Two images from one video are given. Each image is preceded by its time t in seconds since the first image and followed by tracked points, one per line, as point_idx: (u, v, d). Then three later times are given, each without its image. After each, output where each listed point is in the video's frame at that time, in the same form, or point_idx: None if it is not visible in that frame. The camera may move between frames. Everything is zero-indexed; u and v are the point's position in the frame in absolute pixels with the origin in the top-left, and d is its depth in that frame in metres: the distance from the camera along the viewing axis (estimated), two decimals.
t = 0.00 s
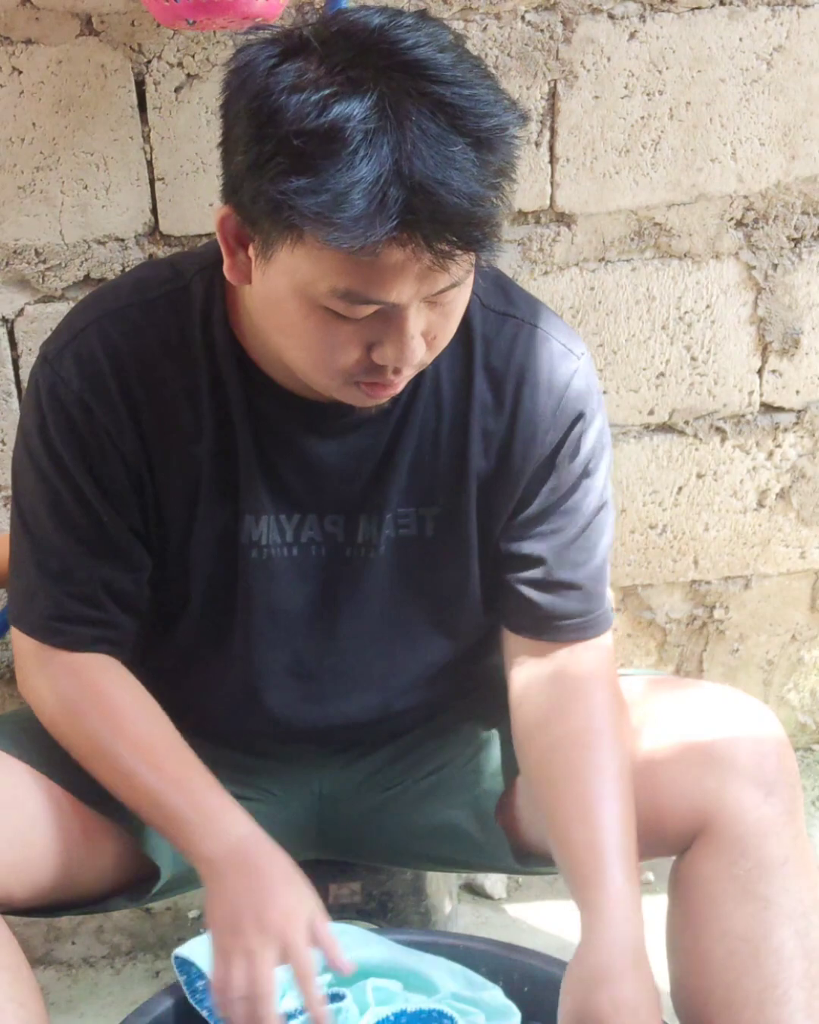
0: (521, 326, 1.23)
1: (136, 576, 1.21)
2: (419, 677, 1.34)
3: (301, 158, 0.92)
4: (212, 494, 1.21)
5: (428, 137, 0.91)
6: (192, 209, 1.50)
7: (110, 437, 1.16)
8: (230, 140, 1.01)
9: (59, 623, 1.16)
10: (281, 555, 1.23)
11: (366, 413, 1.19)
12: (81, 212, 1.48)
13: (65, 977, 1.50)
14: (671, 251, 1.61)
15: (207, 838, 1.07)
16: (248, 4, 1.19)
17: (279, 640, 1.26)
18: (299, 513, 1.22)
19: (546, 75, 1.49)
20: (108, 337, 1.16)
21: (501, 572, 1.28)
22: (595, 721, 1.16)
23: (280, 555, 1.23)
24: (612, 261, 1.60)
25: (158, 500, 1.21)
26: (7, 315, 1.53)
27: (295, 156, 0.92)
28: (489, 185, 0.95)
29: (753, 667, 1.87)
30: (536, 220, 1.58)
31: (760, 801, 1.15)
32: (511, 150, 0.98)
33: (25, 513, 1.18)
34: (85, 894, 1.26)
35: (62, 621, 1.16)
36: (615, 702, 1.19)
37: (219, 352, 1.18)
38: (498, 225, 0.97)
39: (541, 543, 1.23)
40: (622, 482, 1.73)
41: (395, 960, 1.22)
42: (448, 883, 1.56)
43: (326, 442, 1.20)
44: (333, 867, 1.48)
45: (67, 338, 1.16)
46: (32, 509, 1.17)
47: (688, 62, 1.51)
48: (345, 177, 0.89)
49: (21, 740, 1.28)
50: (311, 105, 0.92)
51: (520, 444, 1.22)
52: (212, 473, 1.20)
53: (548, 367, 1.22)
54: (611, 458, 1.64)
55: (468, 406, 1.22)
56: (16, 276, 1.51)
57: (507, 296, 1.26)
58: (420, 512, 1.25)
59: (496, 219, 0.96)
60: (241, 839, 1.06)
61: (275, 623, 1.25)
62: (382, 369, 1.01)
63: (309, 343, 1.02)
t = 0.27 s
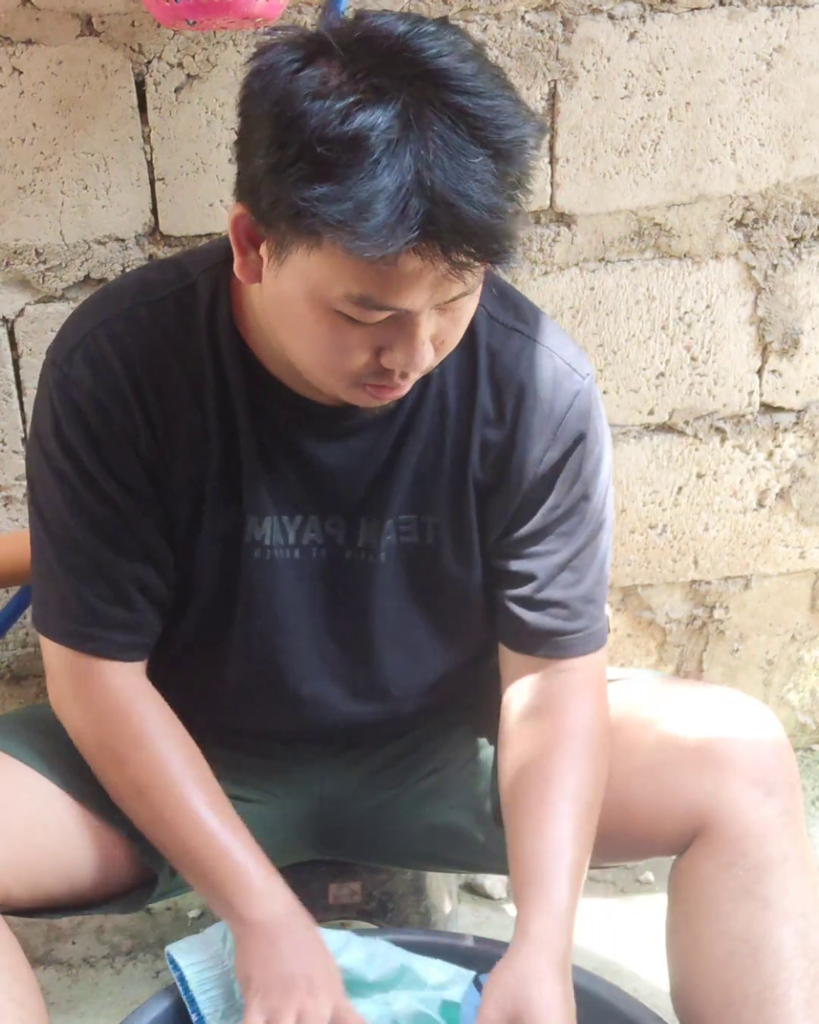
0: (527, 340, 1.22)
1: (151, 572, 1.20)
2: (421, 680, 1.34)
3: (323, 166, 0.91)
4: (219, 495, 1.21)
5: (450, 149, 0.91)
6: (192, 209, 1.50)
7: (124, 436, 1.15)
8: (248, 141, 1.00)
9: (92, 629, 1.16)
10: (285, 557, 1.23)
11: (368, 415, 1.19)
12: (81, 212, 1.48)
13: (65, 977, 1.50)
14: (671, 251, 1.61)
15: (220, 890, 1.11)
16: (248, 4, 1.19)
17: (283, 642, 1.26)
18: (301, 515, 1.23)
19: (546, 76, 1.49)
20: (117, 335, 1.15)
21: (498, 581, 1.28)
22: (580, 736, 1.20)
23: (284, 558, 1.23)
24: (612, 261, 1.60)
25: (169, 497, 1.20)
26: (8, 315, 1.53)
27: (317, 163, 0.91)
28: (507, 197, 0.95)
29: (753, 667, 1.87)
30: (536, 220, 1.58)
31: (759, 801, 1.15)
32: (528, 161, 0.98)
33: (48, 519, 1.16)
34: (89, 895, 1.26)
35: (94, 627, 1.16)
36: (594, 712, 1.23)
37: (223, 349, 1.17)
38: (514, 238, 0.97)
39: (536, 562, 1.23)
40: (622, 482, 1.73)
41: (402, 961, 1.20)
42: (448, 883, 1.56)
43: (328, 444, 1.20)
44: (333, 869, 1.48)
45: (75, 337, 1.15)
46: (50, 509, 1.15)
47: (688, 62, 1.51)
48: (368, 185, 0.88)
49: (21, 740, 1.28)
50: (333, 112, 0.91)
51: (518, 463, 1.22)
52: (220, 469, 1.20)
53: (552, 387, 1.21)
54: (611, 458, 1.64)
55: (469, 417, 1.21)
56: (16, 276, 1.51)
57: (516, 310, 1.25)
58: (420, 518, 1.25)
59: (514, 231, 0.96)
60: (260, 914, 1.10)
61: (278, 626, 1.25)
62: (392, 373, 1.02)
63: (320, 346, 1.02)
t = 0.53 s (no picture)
0: (528, 341, 1.22)
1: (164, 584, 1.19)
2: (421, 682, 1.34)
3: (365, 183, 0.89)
4: (225, 503, 1.20)
5: (492, 170, 0.90)
6: (192, 209, 1.50)
7: (133, 449, 1.13)
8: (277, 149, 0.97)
9: (97, 649, 1.13)
10: (291, 561, 1.23)
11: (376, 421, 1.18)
12: (81, 212, 1.48)
13: (64, 977, 1.50)
14: (671, 251, 1.61)
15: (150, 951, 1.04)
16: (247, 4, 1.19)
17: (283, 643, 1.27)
18: (308, 520, 1.22)
19: (546, 75, 1.49)
20: (122, 350, 1.12)
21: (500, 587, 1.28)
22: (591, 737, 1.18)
23: (289, 562, 1.23)
24: (612, 261, 1.60)
25: (177, 506, 1.19)
26: (7, 315, 1.53)
27: (360, 181, 0.89)
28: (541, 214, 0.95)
29: (753, 667, 1.87)
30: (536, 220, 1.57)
31: (757, 801, 1.15)
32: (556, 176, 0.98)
33: (54, 535, 1.13)
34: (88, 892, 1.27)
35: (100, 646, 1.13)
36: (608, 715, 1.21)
37: (228, 356, 1.15)
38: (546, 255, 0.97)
39: (541, 561, 1.24)
40: (622, 482, 1.73)
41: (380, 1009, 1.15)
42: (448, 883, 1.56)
43: (336, 449, 1.19)
44: (333, 869, 1.47)
45: (79, 352, 1.12)
46: (58, 528, 1.13)
47: (688, 62, 1.51)
48: (417, 207, 0.87)
49: (22, 741, 1.28)
50: (377, 128, 0.89)
51: (521, 464, 1.22)
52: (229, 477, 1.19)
53: (553, 389, 1.21)
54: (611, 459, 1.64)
55: (474, 421, 1.21)
56: (16, 276, 1.51)
57: (517, 312, 1.24)
58: (426, 521, 1.25)
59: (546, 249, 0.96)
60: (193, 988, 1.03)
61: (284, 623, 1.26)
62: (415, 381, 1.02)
63: (345, 358, 1.01)
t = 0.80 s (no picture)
0: (533, 332, 1.22)
1: (162, 588, 1.19)
2: (422, 680, 1.34)
3: (354, 176, 0.89)
4: (231, 505, 1.19)
5: (484, 172, 0.90)
6: (192, 209, 1.50)
7: (133, 453, 1.13)
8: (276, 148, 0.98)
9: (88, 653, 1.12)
10: (300, 563, 1.22)
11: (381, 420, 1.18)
12: (81, 212, 1.48)
13: (64, 977, 1.50)
14: (671, 251, 1.61)
15: (137, 966, 1.02)
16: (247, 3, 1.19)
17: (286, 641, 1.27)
18: (317, 521, 1.22)
19: (546, 75, 1.49)
20: (123, 354, 1.13)
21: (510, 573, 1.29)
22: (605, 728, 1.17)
23: (300, 564, 1.23)
24: (612, 261, 1.60)
25: (179, 510, 1.19)
26: (7, 315, 1.53)
27: (349, 175, 0.90)
28: (537, 220, 0.95)
29: (753, 667, 1.86)
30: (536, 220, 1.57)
31: (760, 801, 1.14)
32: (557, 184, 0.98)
33: (51, 540, 1.13)
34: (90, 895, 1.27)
35: (92, 650, 1.12)
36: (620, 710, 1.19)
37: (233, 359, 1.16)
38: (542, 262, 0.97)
39: (552, 549, 1.24)
40: (622, 482, 1.73)
41: None
42: (448, 884, 1.56)
43: (343, 449, 1.19)
44: (332, 869, 1.47)
45: (80, 355, 1.12)
46: (54, 532, 1.12)
47: (688, 61, 1.51)
48: (404, 204, 0.87)
49: (22, 741, 1.28)
50: (370, 123, 0.89)
51: (532, 453, 1.22)
52: (231, 481, 1.18)
53: (561, 377, 1.22)
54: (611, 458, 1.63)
55: (482, 413, 1.22)
56: (16, 276, 1.51)
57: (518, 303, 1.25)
58: (433, 517, 1.25)
59: (542, 255, 0.96)
60: (172, 997, 1.00)
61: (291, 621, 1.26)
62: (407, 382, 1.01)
63: (337, 355, 1.01)
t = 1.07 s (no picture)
0: (526, 334, 1.22)
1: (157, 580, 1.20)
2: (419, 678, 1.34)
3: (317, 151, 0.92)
4: (226, 497, 1.20)
5: (447, 151, 0.91)
6: (192, 209, 1.50)
7: (128, 445, 1.14)
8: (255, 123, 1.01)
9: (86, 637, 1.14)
10: (293, 559, 1.23)
11: (374, 413, 1.19)
12: (81, 212, 1.48)
13: (65, 977, 1.50)
14: (671, 251, 1.61)
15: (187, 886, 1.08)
16: (248, 3, 1.19)
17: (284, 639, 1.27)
18: (309, 514, 1.22)
19: (546, 76, 1.49)
20: (120, 342, 1.14)
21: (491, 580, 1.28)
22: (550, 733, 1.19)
23: (291, 558, 1.23)
24: (612, 261, 1.60)
25: (174, 503, 1.20)
26: (7, 315, 1.53)
27: (312, 149, 0.92)
28: (503, 210, 0.95)
29: (753, 667, 1.87)
30: (536, 220, 1.58)
31: (758, 801, 1.15)
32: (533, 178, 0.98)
33: (46, 527, 1.15)
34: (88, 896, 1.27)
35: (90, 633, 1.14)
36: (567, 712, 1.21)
37: (232, 354, 1.17)
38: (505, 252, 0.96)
39: (529, 552, 1.23)
40: (622, 482, 1.73)
41: None
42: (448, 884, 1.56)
43: (334, 442, 1.19)
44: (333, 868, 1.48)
45: (78, 344, 1.14)
46: (51, 520, 1.14)
47: (688, 62, 1.51)
48: (357, 178, 0.89)
49: (22, 741, 1.28)
50: (336, 99, 0.92)
51: (515, 455, 1.22)
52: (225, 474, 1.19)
53: (548, 379, 1.21)
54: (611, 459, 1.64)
55: (470, 413, 1.22)
56: (16, 276, 1.51)
57: (514, 304, 1.25)
58: (425, 515, 1.25)
59: (505, 245, 0.96)
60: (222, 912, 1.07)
61: (286, 620, 1.26)
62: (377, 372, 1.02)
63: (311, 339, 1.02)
